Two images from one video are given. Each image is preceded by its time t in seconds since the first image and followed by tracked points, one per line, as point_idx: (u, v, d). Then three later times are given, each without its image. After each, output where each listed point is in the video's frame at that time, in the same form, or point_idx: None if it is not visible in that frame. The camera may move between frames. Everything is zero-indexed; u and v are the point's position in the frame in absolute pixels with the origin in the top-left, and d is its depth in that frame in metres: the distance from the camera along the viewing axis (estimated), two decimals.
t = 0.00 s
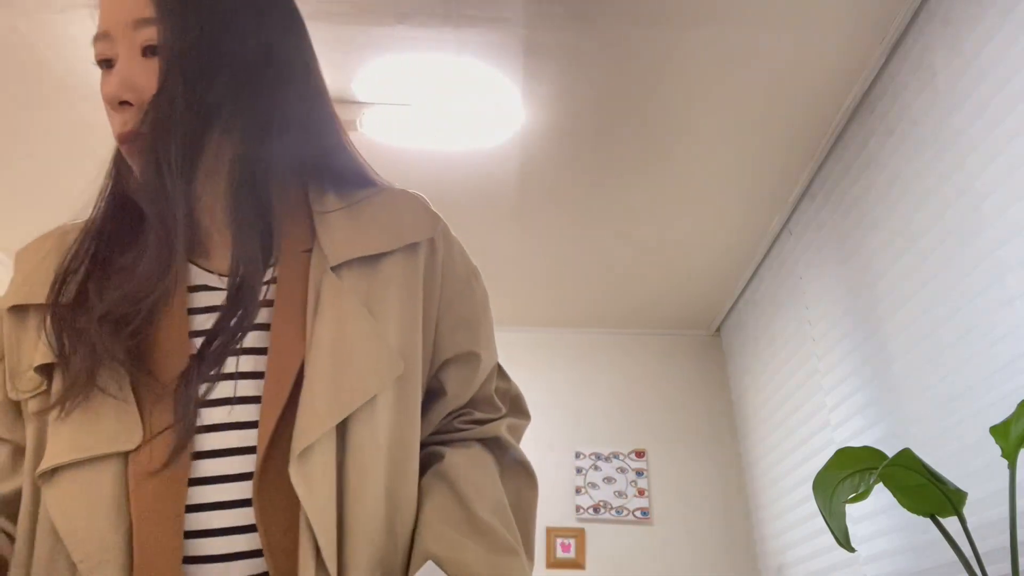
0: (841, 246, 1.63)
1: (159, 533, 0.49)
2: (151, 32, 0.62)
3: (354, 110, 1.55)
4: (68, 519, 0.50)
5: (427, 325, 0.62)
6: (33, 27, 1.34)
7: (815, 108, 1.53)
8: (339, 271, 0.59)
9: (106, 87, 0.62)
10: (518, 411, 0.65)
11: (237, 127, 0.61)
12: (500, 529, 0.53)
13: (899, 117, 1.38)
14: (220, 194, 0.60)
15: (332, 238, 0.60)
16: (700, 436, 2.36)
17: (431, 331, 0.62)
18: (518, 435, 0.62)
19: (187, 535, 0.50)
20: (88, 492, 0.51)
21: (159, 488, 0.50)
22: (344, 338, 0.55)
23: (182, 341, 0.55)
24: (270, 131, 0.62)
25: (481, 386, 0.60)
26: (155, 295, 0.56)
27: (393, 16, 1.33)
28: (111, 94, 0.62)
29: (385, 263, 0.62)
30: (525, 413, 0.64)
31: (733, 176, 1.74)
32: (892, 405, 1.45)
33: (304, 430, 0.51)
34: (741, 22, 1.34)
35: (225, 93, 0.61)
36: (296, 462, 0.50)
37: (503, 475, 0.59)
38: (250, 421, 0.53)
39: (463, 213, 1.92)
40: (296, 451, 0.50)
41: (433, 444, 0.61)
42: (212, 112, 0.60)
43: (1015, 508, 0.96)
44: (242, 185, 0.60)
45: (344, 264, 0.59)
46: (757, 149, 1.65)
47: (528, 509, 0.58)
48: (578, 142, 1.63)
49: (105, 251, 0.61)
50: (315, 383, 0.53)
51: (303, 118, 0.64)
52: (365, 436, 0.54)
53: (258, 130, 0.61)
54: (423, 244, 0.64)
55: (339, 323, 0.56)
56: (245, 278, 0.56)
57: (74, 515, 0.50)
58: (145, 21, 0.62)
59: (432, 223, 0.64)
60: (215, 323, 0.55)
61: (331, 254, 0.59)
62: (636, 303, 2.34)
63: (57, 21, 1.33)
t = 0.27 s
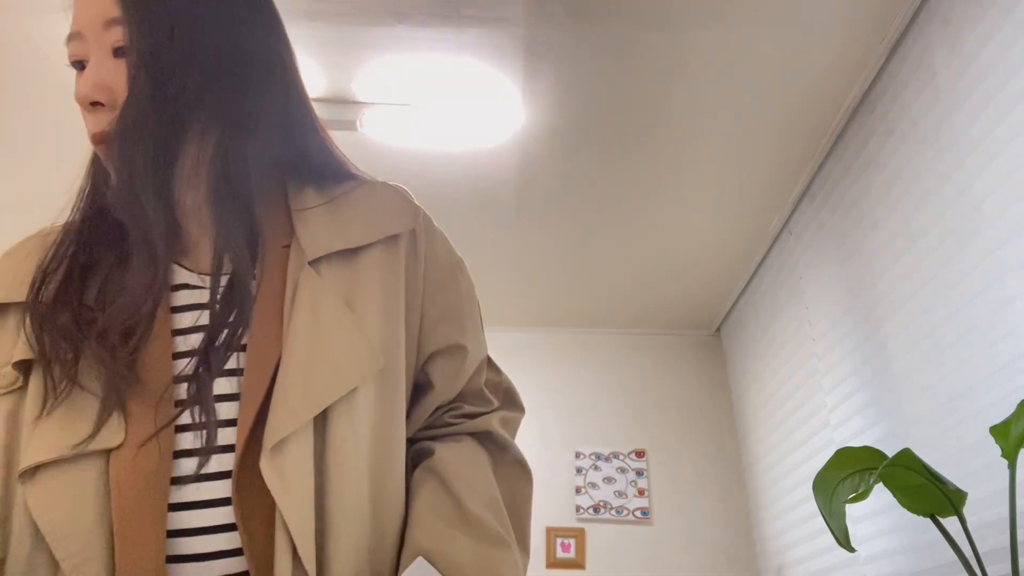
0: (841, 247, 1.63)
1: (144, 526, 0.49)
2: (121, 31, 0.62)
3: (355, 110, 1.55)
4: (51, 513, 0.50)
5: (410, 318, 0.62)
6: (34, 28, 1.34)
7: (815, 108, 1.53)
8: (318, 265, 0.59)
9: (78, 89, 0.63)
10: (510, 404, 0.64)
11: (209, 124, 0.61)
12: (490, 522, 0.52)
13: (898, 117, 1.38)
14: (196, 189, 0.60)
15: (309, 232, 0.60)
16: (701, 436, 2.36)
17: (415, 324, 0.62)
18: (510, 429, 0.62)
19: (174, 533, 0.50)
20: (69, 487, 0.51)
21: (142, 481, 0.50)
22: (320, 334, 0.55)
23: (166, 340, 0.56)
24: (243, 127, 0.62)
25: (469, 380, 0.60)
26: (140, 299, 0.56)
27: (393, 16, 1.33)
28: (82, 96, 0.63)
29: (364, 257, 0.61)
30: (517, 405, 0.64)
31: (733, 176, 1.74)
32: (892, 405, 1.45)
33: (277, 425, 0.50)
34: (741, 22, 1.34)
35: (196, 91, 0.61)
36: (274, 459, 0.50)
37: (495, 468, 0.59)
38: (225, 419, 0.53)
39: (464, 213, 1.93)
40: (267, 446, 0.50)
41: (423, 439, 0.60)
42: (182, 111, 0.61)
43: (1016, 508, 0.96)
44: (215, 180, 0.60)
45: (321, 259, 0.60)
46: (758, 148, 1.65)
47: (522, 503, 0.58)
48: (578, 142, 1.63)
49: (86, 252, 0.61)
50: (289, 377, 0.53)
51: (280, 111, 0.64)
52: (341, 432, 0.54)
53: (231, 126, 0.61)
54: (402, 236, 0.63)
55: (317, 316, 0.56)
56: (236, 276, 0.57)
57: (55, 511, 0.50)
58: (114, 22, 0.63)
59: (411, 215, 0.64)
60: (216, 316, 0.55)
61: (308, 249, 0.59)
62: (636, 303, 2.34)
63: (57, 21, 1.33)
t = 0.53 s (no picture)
0: (841, 247, 1.63)
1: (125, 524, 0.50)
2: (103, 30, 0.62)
3: (354, 110, 1.55)
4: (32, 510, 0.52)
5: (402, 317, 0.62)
6: (33, 28, 1.34)
7: (815, 108, 1.54)
8: (305, 266, 0.59)
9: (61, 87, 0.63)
10: (507, 401, 0.64)
11: (191, 122, 0.60)
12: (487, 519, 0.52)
13: (898, 117, 1.38)
14: (175, 188, 0.59)
15: (296, 232, 0.60)
16: (700, 436, 2.36)
17: (407, 322, 0.62)
18: (509, 426, 0.62)
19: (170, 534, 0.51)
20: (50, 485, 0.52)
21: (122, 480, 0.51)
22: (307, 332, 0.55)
23: (146, 341, 0.56)
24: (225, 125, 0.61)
25: (463, 377, 0.60)
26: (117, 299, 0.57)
27: (392, 15, 1.33)
28: (65, 94, 0.63)
29: (354, 254, 0.61)
30: (515, 401, 0.64)
31: (732, 176, 1.74)
32: (892, 405, 1.45)
33: (263, 425, 0.50)
34: (740, 22, 1.34)
35: (177, 88, 0.60)
36: (259, 459, 0.50)
37: (493, 466, 0.59)
38: (219, 421, 0.53)
39: (464, 214, 1.93)
40: (254, 447, 0.50)
41: (418, 438, 0.59)
42: (163, 109, 0.60)
43: (1016, 508, 0.96)
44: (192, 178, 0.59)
45: (309, 259, 0.60)
46: (757, 148, 1.65)
47: (522, 500, 0.58)
48: (577, 142, 1.63)
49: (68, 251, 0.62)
50: (277, 377, 0.53)
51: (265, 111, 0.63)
52: (332, 431, 0.54)
53: (212, 125, 0.60)
54: (389, 235, 0.63)
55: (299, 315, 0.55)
56: (210, 280, 0.56)
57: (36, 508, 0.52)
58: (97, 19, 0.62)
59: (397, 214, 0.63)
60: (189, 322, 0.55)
61: (297, 248, 0.59)
62: (636, 303, 2.34)
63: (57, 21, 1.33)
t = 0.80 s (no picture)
0: (841, 247, 1.63)
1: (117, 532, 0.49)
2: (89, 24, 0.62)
3: (355, 110, 1.55)
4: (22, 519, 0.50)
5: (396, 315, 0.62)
6: (33, 28, 1.34)
7: (814, 108, 1.54)
8: (298, 264, 0.59)
9: (46, 83, 0.63)
10: (505, 398, 0.63)
11: (175, 115, 0.59)
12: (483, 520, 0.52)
13: (898, 117, 1.38)
14: (155, 183, 0.57)
15: (288, 230, 0.60)
16: (701, 436, 2.36)
17: (401, 319, 0.62)
18: (506, 423, 0.61)
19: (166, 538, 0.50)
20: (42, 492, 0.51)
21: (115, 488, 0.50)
22: (299, 330, 0.55)
23: (135, 343, 0.55)
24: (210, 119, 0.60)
25: (458, 375, 0.59)
26: (105, 300, 0.56)
27: (392, 16, 1.33)
28: (50, 91, 0.63)
29: (346, 251, 0.61)
30: (513, 399, 0.63)
31: (732, 176, 1.75)
32: (892, 405, 1.45)
33: (255, 425, 0.50)
34: (740, 22, 1.34)
35: (162, 83, 0.60)
36: (251, 460, 0.49)
37: (489, 464, 0.58)
38: (207, 421, 0.52)
39: (464, 214, 1.93)
40: (245, 447, 0.49)
41: (414, 436, 0.59)
42: (147, 104, 0.60)
43: (1016, 509, 0.96)
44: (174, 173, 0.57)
45: (300, 257, 0.60)
46: (757, 148, 1.65)
47: (520, 498, 0.58)
48: (577, 142, 1.63)
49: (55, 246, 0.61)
50: (269, 375, 0.52)
51: (252, 106, 0.63)
52: (326, 431, 0.53)
53: (195, 120, 0.60)
54: (382, 234, 0.63)
55: (289, 315, 0.55)
56: (191, 281, 0.55)
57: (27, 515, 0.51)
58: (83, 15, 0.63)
59: (389, 212, 0.64)
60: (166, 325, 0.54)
61: (289, 246, 0.59)
62: (636, 303, 2.34)
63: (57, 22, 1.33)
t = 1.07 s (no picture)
0: (841, 246, 1.63)
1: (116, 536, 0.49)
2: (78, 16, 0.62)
3: (355, 111, 1.55)
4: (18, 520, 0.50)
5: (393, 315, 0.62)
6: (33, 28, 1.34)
7: (815, 108, 1.54)
8: (294, 264, 0.59)
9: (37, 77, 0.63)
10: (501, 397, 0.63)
11: (167, 111, 0.60)
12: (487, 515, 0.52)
13: (898, 117, 1.38)
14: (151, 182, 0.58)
15: (285, 230, 0.60)
16: (701, 436, 2.36)
17: (399, 318, 0.62)
18: (504, 423, 0.61)
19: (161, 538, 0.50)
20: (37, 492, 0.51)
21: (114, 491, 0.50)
22: (296, 331, 0.55)
23: (131, 341, 0.55)
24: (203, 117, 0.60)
25: (455, 376, 0.59)
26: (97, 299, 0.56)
27: (392, 16, 1.33)
28: (41, 86, 0.63)
29: (344, 251, 0.61)
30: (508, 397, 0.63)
31: (732, 176, 1.75)
32: (892, 405, 1.45)
33: (251, 428, 0.50)
34: (740, 22, 1.34)
35: (153, 76, 0.60)
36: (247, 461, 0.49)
37: (488, 464, 0.58)
38: (204, 423, 0.52)
39: (464, 214, 1.93)
40: (240, 450, 0.49)
41: (412, 436, 0.59)
42: (139, 100, 0.60)
43: (1016, 509, 0.96)
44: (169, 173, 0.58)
45: (297, 257, 0.60)
46: (757, 148, 1.65)
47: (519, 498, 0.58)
48: (577, 142, 1.63)
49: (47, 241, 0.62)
50: (265, 377, 0.52)
51: (243, 98, 0.62)
52: (322, 431, 0.53)
53: (190, 119, 0.60)
54: (380, 232, 0.63)
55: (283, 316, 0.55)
56: (185, 279, 0.55)
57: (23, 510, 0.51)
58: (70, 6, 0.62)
59: (387, 211, 0.63)
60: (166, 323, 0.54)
61: (285, 246, 0.59)
62: (636, 303, 2.34)
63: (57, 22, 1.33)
